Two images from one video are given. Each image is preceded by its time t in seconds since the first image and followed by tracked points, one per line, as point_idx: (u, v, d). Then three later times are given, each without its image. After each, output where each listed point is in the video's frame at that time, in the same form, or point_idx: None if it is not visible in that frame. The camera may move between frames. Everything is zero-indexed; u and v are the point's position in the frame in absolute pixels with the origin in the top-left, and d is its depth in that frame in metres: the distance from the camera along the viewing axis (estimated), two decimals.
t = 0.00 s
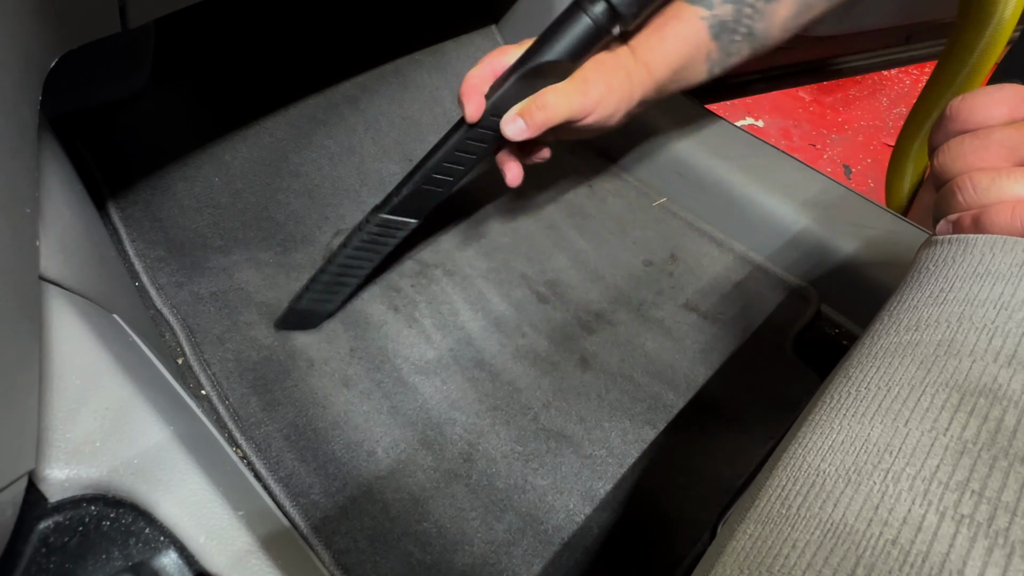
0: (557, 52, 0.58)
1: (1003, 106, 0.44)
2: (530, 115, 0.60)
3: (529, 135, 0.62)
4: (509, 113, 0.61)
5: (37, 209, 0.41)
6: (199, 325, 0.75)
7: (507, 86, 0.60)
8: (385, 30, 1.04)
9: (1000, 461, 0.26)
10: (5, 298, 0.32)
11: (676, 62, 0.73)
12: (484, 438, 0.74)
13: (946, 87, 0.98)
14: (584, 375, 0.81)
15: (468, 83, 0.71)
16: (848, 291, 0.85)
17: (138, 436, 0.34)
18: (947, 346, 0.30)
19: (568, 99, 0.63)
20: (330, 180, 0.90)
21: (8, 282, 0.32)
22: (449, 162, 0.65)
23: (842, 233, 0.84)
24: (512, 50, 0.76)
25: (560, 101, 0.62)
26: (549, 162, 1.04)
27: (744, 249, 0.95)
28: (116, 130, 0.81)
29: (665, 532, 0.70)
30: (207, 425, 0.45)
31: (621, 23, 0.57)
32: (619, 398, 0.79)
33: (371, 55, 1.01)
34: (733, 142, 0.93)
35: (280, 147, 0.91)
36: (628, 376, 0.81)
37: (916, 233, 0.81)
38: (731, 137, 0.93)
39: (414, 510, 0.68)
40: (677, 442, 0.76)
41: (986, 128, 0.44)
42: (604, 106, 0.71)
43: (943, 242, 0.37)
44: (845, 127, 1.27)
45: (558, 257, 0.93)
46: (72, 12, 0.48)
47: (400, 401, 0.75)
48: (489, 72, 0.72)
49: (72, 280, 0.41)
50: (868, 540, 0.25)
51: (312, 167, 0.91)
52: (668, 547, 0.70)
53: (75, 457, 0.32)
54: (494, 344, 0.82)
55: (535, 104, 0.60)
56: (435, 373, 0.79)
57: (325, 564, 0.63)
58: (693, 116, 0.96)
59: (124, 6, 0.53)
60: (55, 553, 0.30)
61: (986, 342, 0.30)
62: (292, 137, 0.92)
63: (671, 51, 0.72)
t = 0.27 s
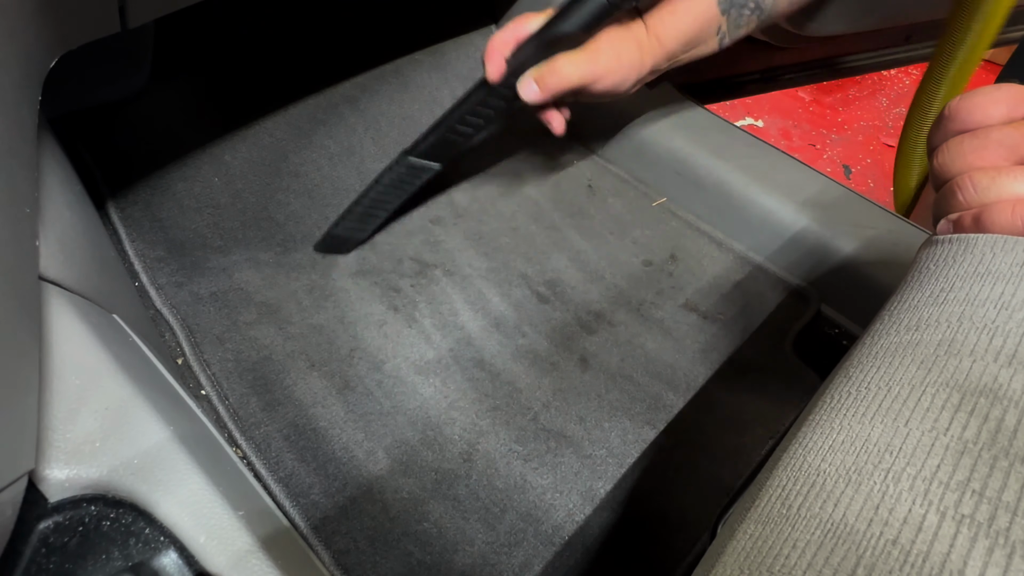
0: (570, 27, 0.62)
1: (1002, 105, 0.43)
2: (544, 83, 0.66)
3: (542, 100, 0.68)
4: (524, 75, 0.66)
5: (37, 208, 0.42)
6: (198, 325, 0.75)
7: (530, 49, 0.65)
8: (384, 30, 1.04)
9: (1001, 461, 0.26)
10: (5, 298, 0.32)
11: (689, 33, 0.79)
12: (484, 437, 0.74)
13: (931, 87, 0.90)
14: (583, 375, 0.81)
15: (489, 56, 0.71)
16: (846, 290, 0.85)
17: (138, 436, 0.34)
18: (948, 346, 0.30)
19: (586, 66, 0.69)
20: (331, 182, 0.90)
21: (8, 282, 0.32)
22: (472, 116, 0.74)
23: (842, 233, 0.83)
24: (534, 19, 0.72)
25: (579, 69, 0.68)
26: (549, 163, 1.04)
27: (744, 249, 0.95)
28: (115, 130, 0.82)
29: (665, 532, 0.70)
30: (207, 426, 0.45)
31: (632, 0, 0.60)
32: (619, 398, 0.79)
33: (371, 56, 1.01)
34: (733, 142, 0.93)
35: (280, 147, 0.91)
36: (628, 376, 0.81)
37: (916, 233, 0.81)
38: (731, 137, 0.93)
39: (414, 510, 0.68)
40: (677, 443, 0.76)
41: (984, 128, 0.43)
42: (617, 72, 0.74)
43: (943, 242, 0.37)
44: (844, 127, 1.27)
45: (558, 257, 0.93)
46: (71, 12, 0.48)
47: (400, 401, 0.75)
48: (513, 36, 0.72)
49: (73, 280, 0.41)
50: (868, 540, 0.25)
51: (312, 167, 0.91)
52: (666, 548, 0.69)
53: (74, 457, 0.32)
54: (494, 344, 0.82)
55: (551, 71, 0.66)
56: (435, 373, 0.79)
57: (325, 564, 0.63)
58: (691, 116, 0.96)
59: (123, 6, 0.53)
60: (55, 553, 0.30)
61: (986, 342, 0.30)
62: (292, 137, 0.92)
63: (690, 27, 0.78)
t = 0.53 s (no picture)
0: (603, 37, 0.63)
1: (999, 106, 0.44)
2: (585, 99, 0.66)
3: (579, 111, 0.70)
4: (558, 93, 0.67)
5: (37, 208, 0.42)
6: (198, 325, 0.75)
7: (564, 68, 0.66)
8: (386, 28, 1.03)
9: (1000, 462, 0.26)
10: (4, 297, 0.32)
11: (718, 23, 0.75)
12: (483, 437, 0.74)
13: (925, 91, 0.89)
14: (583, 375, 0.81)
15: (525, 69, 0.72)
16: (845, 290, 0.84)
17: (138, 436, 0.34)
18: (947, 346, 0.30)
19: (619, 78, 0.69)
20: (330, 181, 0.91)
21: (7, 281, 0.32)
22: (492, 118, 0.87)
23: (841, 233, 0.84)
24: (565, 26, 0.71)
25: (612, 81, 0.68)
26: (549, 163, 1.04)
27: (743, 249, 0.95)
28: (114, 131, 0.81)
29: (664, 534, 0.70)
30: (207, 426, 0.45)
31: None
32: (619, 398, 0.79)
33: (371, 55, 1.01)
34: (732, 142, 0.93)
35: (280, 147, 0.91)
36: (627, 376, 0.81)
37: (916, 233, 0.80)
38: (730, 138, 0.94)
39: (414, 510, 0.68)
40: (677, 443, 0.76)
41: (982, 129, 0.43)
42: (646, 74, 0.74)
43: (942, 242, 0.37)
44: (844, 127, 1.27)
45: (558, 257, 0.93)
46: (71, 12, 0.48)
47: (400, 402, 0.75)
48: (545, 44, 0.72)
49: (73, 281, 0.41)
50: (868, 540, 0.25)
51: (312, 167, 0.91)
52: (667, 551, 0.68)
53: (74, 457, 0.32)
54: (494, 344, 0.83)
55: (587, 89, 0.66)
56: (435, 373, 0.79)
57: (325, 564, 0.63)
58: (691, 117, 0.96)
59: (122, 6, 0.54)
60: (54, 553, 0.30)
61: (985, 342, 0.30)
62: (292, 137, 0.92)
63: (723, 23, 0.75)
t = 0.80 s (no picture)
0: None
1: (996, 107, 0.44)
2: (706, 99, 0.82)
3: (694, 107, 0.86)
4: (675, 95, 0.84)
5: (37, 208, 0.41)
6: (199, 325, 0.75)
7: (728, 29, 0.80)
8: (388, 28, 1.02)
9: (1000, 461, 0.26)
10: (5, 297, 0.32)
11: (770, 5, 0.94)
12: (484, 437, 0.74)
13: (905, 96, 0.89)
14: (583, 374, 0.81)
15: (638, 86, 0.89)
16: (846, 290, 0.84)
17: (138, 437, 0.34)
18: (947, 347, 0.30)
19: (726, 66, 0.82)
20: (330, 181, 0.92)
21: (8, 281, 0.32)
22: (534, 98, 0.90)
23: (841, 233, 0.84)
24: (667, 36, 0.87)
25: (720, 68, 0.81)
26: (548, 163, 1.04)
27: (743, 249, 0.95)
28: (116, 131, 0.80)
29: (665, 534, 0.70)
30: (207, 426, 0.45)
31: None
32: (618, 397, 0.79)
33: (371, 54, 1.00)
34: (732, 143, 0.93)
35: (280, 147, 0.91)
36: (628, 376, 0.81)
37: (916, 233, 0.81)
38: (730, 138, 0.94)
39: (414, 510, 0.68)
40: (677, 443, 0.76)
41: (980, 130, 0.44)
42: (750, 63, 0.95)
43: (942, 242, 0.37)
44: (844, 127, 1.27)
45: (558, 257, 0.93)
46: (71, 12, 0.48)
47: (400, 402, 0.75)
48: (654, 55, 0.88)
49: (72, 280, 0.41)
50: (869, 540, 0.25)
51: (312, 168, 0.91)
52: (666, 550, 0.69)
53: (74, 457, 0.32)
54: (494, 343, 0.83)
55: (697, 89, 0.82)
56: (435, 373, 0.79)
57: (325, 564, 0.63)
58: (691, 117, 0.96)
59: (123, 6, 0.54)
60: (55, 553, 0.30)
61: (985, 342, 0.30)
62: (292, 137, 0.92)
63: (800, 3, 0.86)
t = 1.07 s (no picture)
0: None
1: (995, 106, 0.44)
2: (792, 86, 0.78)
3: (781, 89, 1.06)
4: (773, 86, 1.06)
5: (37, 208, 0.41)
6: (199, 326, 0.75)
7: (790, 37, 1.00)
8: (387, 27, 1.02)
9: (1000, 461, 0.26)
10: (5, 297, 0.32)
11: None
12: (484, 437, 0.74)
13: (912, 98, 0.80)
14: (583, 374, 0.81)
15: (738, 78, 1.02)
16: (846, 290, 0.84)
17: (138, 436, 0.34)
18: (947, 347, 0.30)
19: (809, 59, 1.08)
20: (330, 180, 0.92)
21: (8, 281, 0.32)
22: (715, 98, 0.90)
23: (841, 233, 0.84)
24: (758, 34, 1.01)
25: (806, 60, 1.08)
26: (548, 163, 1.04)
27: (743, 249, 0.95)
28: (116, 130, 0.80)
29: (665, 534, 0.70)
30: (208, 426, 0.45)
31: None
32: (619, 397, 0.79)
33: (371, 53, 1.00)
34: (732, 143, 0.93)
35: (280, 147, 0.91)
36: (628, 375, 0.81)
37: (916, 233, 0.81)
38: (730, 138, 0.94)
39: (414, 510, 0.68)
40: (677, 443, 0.76)
41: (978, 129, 0.44)
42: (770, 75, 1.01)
43: (942, 243, 0.37)
44: (844, 127, 1.27)
45: (558, 257, 0.93)
46: (70, 13, 0.48)
47: (400, 402, 0.75)
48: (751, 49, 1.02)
49: (72, 280, 0.41)
50: (869, 540, 0.25)
51: (312, 167, 0.91)
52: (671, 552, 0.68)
53: (75, 457, 0.32)
54: (495, 343, 0.83)
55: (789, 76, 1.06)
56: (435, 373, 0.79)
57: (325, 564, 0.63)
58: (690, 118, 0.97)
59: (123, 6, 0.54)
60: (55, 553, 0.30)
61: (985, 343, 0.30)
62: (292, 137, 0.92)
63: (816, 71, 1.28)
